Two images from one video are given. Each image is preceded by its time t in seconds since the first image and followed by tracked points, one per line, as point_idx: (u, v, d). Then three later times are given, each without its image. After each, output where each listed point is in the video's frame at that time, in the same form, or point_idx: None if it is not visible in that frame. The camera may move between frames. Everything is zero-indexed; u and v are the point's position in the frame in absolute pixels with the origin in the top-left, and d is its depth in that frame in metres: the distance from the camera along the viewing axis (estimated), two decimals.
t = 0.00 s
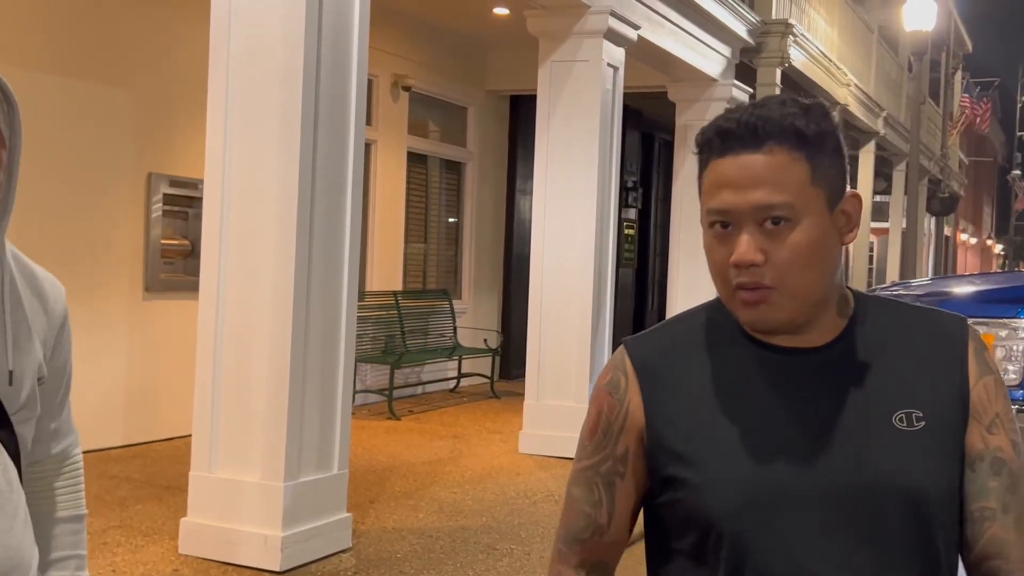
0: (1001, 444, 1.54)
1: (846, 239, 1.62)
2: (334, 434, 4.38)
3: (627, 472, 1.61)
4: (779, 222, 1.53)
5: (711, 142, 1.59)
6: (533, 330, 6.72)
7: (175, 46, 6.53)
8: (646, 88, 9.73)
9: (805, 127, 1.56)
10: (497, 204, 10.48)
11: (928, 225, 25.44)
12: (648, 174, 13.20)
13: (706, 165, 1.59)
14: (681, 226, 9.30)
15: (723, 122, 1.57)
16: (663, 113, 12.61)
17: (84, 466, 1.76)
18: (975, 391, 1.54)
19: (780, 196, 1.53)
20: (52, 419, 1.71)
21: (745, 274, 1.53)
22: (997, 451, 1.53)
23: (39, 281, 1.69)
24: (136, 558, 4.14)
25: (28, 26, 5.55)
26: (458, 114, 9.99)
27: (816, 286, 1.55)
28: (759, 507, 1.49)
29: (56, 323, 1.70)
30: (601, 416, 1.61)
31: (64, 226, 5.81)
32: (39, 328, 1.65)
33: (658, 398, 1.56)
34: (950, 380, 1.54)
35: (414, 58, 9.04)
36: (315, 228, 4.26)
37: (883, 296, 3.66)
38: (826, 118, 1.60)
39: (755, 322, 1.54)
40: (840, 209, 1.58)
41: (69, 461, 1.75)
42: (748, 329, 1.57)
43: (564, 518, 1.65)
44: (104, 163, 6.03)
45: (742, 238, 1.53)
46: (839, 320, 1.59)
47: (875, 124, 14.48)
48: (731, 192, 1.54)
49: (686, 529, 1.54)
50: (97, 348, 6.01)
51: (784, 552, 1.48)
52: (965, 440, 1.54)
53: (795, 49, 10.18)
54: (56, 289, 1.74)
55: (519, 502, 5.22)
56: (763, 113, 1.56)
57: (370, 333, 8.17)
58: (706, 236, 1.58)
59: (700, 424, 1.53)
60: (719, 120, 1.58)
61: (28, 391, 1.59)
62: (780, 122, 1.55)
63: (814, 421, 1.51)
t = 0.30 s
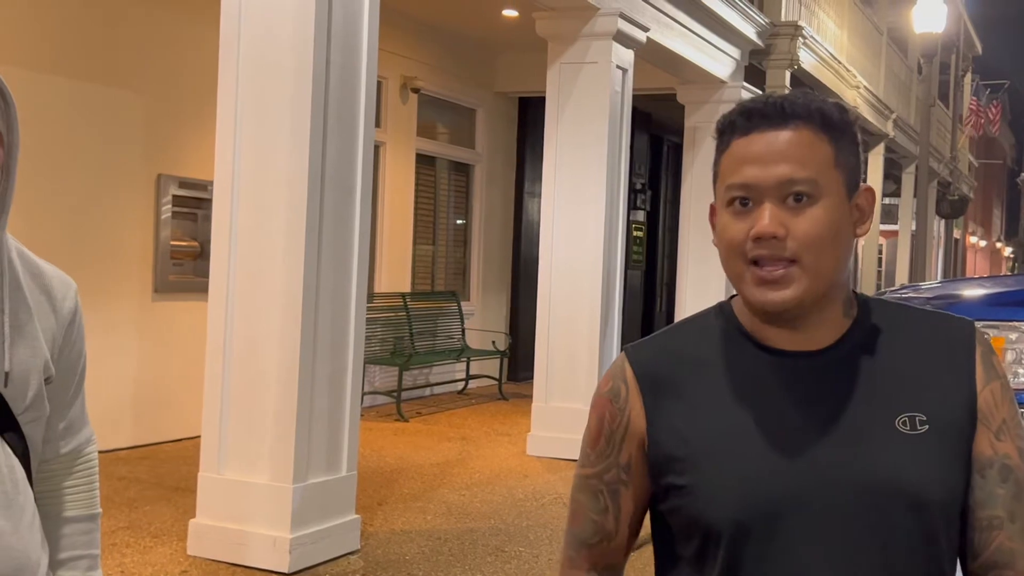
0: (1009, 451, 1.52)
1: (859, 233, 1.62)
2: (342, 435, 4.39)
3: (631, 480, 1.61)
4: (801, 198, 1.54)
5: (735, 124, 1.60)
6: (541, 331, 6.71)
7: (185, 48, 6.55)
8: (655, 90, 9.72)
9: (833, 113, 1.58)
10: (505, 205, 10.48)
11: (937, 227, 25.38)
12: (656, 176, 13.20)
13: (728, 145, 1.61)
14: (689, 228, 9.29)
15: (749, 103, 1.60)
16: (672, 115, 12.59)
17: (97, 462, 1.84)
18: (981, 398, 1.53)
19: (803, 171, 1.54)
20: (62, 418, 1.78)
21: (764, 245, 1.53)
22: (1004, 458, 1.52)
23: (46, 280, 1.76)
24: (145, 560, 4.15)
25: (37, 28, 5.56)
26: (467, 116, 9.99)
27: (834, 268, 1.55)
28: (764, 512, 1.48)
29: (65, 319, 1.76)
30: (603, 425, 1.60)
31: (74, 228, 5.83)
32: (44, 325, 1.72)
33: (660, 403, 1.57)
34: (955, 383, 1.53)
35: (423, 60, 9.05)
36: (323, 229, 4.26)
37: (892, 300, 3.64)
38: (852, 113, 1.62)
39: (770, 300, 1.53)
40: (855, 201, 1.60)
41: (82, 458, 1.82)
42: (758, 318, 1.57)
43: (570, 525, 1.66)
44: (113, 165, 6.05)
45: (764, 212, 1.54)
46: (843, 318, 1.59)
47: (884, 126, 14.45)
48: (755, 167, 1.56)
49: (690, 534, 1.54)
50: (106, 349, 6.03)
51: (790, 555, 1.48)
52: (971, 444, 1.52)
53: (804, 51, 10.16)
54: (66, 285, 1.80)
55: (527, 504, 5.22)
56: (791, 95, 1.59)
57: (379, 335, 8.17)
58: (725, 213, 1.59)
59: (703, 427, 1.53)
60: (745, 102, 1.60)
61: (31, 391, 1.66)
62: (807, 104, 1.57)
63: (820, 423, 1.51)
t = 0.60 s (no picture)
0: None
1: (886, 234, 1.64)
2: (355, 436, 4.39)
3: (653, 481, 1.59)
4: (836, 197, 1.55)
5: (767, 121, 1.60)
6: (554, 332, 6.71)
7: (200, 49, 6.58)
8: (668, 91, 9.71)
9: (868, 115, 1.59)
10: (518, 206, 10.48)
11: (952, 229, 25.26)
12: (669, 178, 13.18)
13: (761, 143, 1.61)
14: (703, 229, 9.27)
15: (783, 100, 1.60)
16: (685, 117, 12.58)
17: (112, 459, 1.96)
18: (1000, 404, 1.54)
19: (838, 170, 1.54)
20: (79, 417, 1.91)
21: (800, 245, 1.53)
22: None
23: (64, 280, 1.88)
24: (160, 559, 4.16)
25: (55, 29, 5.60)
26: (480, 117, 10.00)
27: (866, 269, 1.55)
28: (783, 512, 1.47)
29: (83, 319, 1.90)
30: (622, 426, 1.59)
31: (90, 228, 5.86)
32: (63, 323, 1.85)
33: (678, 400, 1.55)
34: (976, 386, 1.53)
35: (437, 61, 9.06)
36: (338, 230, 4.27)
37: (906, 300, 3.61)
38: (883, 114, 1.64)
39: (802, 298, 1.54)
40: (885, 203, 1.61)
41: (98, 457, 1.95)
42: (786, 318, 1.56)
43: (594, 531, 1.64)
44: (128, 165, 6.08)
45: (799, 210, 1.54)
46: (866, 321, 1.59)
47: (899, 127, 14.39)
48: (789, 164, 1.56)
49: (706, 536, 1.52)
50: (121, 349, 6.06)
51: (809, 557, 1.46)
52: (990, 449, 1.52)
53: (818, 52, 10.13)
54: (85, 285, 1.94)
55: (540, 505, 5.22)
56: (825, 95, 1.59)
57: (392, 335, 8.18)
58: (757, 211, 1.58)
59: (722, 426, 1.52)
60: (777, 100, 1.60)
61: (54, 390, 1.79)
62: (842, 104, 1.58)
63: (842, 423, 1.50)
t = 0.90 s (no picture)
0: None
1: (920, 238, 1.64)
2: (375, 436, 4.41)
3: (669, 479, 1.61)
4: (874, 199, 1.55)
5: (806, 120, 1.61)
6: (572, 332, 6.71)
7: (219, 50, 6.62)
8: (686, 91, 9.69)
9: (906, 118, 1.61)
10: (535, 207, 10.49)
11: (973, 230, 25.07)
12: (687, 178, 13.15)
13: (798, 142, 1.61)
14: (721, 230, 9.25)
15: (823, 100, 1.60)
16: (703, 117, 12.55)
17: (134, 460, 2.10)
18: None
19: (877, 171, 1.55)
20: (106, 415, 2.05)
21: (837, 245, 1.53)
22: None
23: (95, 281, 2.03)
24: (180, 557, 4.19)
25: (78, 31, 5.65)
26: (498, 117, 10.01)
27: (901, 271, 1.56)
28: (811, 512, 1.46)
29: (112, 321, 2.05)
30: (643, 422, 1.60)
31: (112, 227, 5.90)
32: (94, 322, 2.00)
33: (704, 400, 1.55)
34: (1006, 391, 1.53)
35: (455, 62, 9.07)
36: (357, 230, 4.28)
37: (926, 301, 3.60)
38: (919, 118, 1.66)
39: (839, 297, 1.54)
40: (919, 207, 1.62)
41: (122, 456, 2.08)
42: (819, 318, 1.56)
43: (602, 517, 1.66)
44: (150, 166, 6.12)
45: (836, 211, 1.55)
46: (896, 325, 1.59)
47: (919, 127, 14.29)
48: (828, 164, 1.56)
49: (731, 535, 1.52)
50: (141, 348, 6.09)
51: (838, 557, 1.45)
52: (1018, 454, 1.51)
53: (837, 52, 10.09)
54: (114, 287, 2.09)
55: (558, 505, 5.22)
56: (865, 96, 1.61)
57: (410, 336, 8.19)
58: (795, 210, 1.58)
59: (751, 424, 1.51)
60: (816, 99, 1.61)
61: (85, 388, 1.93)
62: (882, 106, 1.60)
63: (870, 423, 1.50)
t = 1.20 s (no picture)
0: None
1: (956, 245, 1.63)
2: (398, 435, 4.42)
3: (701, 465, 1.55)
4: (910, 212, 1.55)
5: (844, 127, 1.59)
6: (594, 332, 6.72)
7: (245, 51, 6.67)
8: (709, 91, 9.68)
9: (947, 126, 1.58)
10: (556, 207, 10.51)
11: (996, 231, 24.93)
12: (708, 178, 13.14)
13: (835, 150, 1.60)
14: (742, 229, 9.23)
15: (861, 107, 1.59)
16: (723, 117, 12.54)
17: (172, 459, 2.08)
18: None
19: (914, 185, 1.54)
20: (145, 414, 2.05)
21: (870, 259, 1.53)
22: None
23: (137, 281, 2.06)
24: (205, 554, 4.21)
25: (107, 32, 5.70)
26: (519, 117, 10.03)
27: (935, 281, 1.56)
28: (852, 509, 1.45)
29: (152, 321, 2.07)
30: (678, 406, 1.59)
31: (139, 227, 5.95)
32: (135, 321, 2.02)
33: (743, 392, 1.53)
34: None
35: (478, 62, 9.09)
36: (382, 232, 4.30)
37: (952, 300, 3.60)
38: (962, 123, 1.63)
39: (874, 308, 1.53)
40: (957, 212, 1.60)
41: (159, 455, 2.07)
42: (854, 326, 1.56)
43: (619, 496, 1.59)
44: (175, 166, 6.17)
45: (871, 223, 1.54)
46: (931, 322, 1.58)
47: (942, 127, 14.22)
48: (865, 175, 1.55)
49: (765, 527, 1.50)
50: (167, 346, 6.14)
51: (879, 554, 1.45)
52: None
53: (860, 52, 10.06)
54: (154, 288, 2.11)
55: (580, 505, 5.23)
56: (905, 105, 1.58)
57: (432, 335, 8.22)
58: (829, 220, 1.58)
59: (787, 417, 1.50)
60: (855, 106, 1.59)
61: (125, 387, 1.94)
62: (923, 116, 1.57)
63: (912, 421, 1.49)
